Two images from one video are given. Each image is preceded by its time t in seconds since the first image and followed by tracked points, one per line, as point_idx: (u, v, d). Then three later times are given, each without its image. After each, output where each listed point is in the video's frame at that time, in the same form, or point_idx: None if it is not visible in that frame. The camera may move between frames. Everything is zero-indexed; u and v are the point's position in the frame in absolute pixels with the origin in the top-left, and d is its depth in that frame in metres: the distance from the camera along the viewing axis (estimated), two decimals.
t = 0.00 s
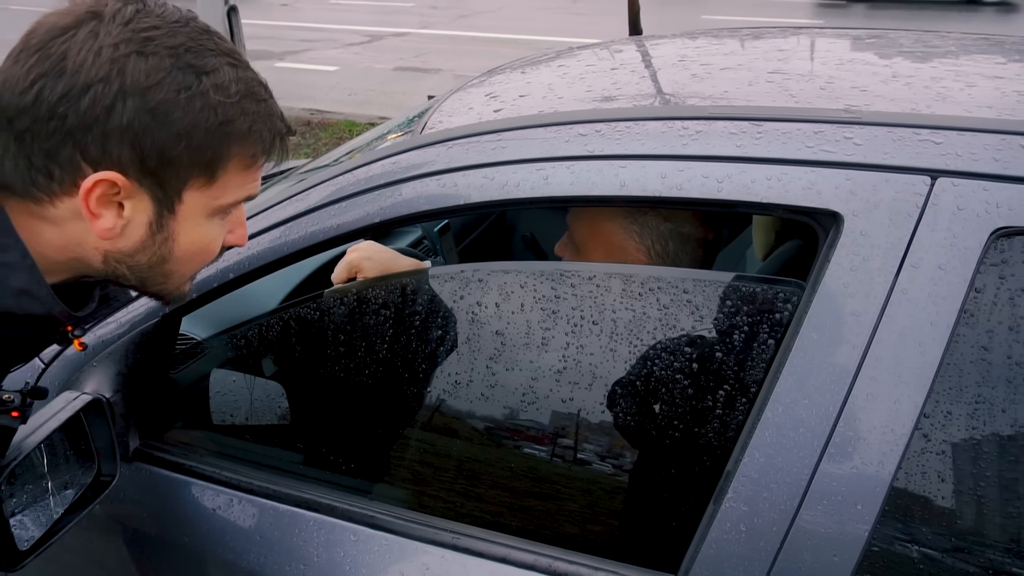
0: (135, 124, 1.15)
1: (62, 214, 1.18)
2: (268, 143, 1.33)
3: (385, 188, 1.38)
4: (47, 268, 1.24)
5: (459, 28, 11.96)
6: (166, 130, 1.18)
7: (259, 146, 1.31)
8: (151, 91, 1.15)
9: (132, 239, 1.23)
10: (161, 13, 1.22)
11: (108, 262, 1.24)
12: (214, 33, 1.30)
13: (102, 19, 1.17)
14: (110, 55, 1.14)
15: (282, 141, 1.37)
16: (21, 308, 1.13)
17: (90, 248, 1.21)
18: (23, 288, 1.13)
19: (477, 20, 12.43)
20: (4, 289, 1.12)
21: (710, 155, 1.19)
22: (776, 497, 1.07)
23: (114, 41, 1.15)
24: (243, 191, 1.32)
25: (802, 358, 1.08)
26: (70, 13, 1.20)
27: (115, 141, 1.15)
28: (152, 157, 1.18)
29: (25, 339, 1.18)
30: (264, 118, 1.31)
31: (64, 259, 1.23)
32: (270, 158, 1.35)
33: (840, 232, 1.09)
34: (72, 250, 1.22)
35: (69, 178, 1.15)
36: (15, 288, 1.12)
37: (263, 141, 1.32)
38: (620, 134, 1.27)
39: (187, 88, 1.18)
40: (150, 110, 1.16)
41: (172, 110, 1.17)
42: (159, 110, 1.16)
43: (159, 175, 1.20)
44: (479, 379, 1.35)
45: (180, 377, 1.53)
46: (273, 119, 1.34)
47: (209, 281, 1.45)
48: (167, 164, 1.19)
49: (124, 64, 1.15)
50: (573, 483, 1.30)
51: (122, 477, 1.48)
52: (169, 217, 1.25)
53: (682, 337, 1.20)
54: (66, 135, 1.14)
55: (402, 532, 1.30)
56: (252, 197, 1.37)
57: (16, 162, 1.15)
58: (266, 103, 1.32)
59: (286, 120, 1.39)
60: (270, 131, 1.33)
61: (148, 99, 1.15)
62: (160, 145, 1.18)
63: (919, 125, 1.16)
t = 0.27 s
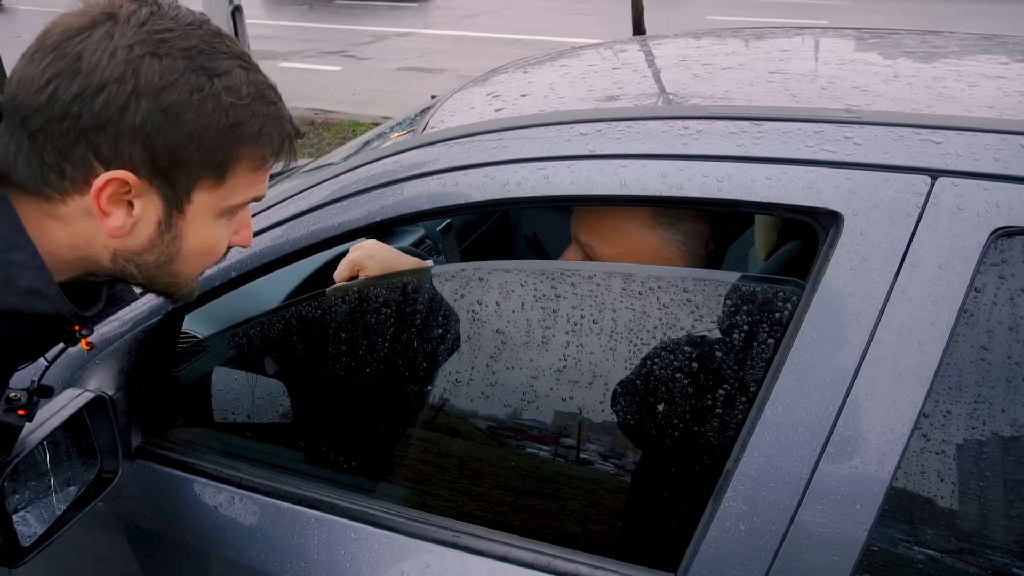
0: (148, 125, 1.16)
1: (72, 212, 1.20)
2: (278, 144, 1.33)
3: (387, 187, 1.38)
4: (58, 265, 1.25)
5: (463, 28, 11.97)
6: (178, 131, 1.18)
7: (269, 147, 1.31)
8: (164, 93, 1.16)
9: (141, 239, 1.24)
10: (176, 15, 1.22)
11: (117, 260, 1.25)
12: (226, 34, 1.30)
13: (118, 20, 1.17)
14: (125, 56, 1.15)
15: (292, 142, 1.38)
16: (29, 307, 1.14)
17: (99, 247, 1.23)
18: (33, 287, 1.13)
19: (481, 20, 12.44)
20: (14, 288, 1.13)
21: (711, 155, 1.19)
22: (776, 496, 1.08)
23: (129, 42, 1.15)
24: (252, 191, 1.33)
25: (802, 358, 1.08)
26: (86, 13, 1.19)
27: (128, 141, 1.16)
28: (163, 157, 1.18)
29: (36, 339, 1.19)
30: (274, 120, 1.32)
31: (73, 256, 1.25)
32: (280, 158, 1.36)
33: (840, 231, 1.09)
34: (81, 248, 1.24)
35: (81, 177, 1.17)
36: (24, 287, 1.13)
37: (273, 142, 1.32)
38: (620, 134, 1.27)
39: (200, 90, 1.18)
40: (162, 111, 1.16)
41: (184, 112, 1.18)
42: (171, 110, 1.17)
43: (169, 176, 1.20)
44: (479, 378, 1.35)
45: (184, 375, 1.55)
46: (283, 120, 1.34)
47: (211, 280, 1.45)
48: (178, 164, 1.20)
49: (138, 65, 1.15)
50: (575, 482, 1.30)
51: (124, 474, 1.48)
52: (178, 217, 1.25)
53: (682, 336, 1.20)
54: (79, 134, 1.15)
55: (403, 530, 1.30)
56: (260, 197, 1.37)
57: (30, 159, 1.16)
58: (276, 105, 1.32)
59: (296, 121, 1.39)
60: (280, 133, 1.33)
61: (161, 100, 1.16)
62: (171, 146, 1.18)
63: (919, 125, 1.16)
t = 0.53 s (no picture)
0: (190, 120, 1.19)
1: (91, 203, 1.18)
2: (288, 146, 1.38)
3: (386, 188, 1.39)
4: (67, 260, 1.22)
5: (464, 29, 11.98)
6: (216, 127, 1.22)
7: (281, 149, 1.36)
8: (207, 90, 1.20)
9: (160, 229, 1.23)
10: (204, 19, 1.26)
11: (130, 252, 1.24)
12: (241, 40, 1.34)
13: (157, 19, 1.19)
14: (172, 53, 1.18)
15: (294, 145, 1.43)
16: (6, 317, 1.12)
17: (116, 237, 1.22)
18: (11, 298, 1.12)
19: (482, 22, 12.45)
20: None
21: (708, 156, 1.19)
22: (772, 497, 1.08)
23: (174, 41, 1.19)
24: (257, 188, 1.35)
25: (799, 358, 1.08)
26: (118, 10, 1.20)
27: (168, 135, 1.18)
28: (199, 151, 1.21)
29: (17, 348, 1.18)
30: (287, 123, 1.37)
31: (81, 248, 1.21)
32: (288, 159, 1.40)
33: (836, 232, 1.10)
34: (94, 240, 1.21)
35: (117, 168, 1.16)
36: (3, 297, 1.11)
37: (285, 144, 1.37)
38: (618, 135, 1.28)
39: (235, 90, 1.23)
40: (204, 107, 1.20)
41: (221, 109, 1.22)
42: (212, 107, 1.21)
43: (199, 168, 1.23)
44: (477, 378, 1.36)
45: (183, 375, 1.55)
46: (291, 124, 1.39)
47: (210, 280, 1.46)
48: (210, 158, 1.23)
49: (185, 62, 1.18)
50: (575, 482, 1.30)
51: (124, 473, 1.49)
52: (197, 208, 1.26)
53: (680, 337, 1.20)
54: (120, 125, 1.15)
55: (401, 529, 1.31)
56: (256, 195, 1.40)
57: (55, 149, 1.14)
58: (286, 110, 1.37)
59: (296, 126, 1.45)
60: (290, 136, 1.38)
61: (204, 96, 1.20)
62: (206, 142, 1.21)
63: (916, 126, 1.16)
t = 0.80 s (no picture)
0: (156, 89, 1.17)
1: (71, 186, 1.18)
2: (272, 121, 1.35)
3: (383, 187, 1.39)
4: (58, 250, 1.23)
5: (464, 30, 11.99)
6: (183, 96, 1.19)
7: (264, 123, 1.33)
8: (170, 57, 1.18)
9: (140, 211, 1.22)
10: None
11: (115, 237, 1.23)
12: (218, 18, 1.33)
13: None
14: (132, 24, 1.17)
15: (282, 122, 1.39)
16: None
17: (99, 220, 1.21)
18: (6, 284, 1.12)
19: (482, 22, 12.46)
20: None
21: (704, 155, 1.19)
22: (768, 497, 1.08)
23: (135, 13, 1.18)
24: (243, 164, 1.32)
25: (795, 358, 1.08)
26: None
27: (133, 105, 1.16)
28: (169, 122, 1.18)
29: (12, 335, 1.19)
30: (269, 98, 1.34)
31: (69, 236, 1.22)
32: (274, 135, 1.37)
33: (832, 232, 1.10)
34: (80, 226, 1.21)
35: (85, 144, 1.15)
36: None
37: (268, 117, 1.33)
38: (615, 135, 1.28)
39: (202, 58, 1.21)
40: (168, 76, 1.18)
41: (187, 77, 1.19)
42: (176, 76, 1.18)
43: (172, 142, 1.20)
44: (474, 378, 1.36)
45: (182, 374, 1.55)
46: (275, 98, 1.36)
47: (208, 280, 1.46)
48: (182, 130, 1.20)
49: (145, 32, 1.17)
50: (573, 483, 1.30)
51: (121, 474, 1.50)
52: (178, 185, 1.24)
53: (676, 336, 1.21)
54: (84, 99, 1.14)
55: (397, 529, 1.31)
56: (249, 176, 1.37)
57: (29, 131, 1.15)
58: (269, 85, 1.35)
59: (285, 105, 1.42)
60: (274, 111, 1.35)
61: (167, 65, 1.17)
62: (175, 112, 1.19)
63: (912, 126, 1.16)
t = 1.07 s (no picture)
0: (150, 86, 1.17)
1: (70, 183, 1.18)
2: (269, 117, 1.34)
3: (380, 189, 1.39)
4: (58, 247, 1.24)
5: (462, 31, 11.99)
6: (178, 92, 1.19)
7: (260, 119, 1.32)
8: (164, 54, 1.17)
9: (139, 207, 1.21)
10: None
11: (115, 233, 1.23)
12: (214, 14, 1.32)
13: None
14: (126, 21, 1.17)
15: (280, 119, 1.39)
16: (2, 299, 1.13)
17: (97, 217, 1.21)
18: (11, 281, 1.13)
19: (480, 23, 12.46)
20: None
21: (701, 157, 1.19)
22: (765, 498, 1.08)
23: (129, 10, 1.18)
24: (241, 160, 1.31)
25: (792, 360, 1.08)
26: None
27: (129, 101, 1.16)
28: (165, 118, 1.18)
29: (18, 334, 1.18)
30: (265, 94, 1.33)
31: (69, 233, 1.22)
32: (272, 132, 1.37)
33: (828, 233, 1.10)
34: (79, 223, 1.22)
35: (82, 141, 1.15)
36: None
37: (264, 113, 1.33)
38: (612, 137, 1.28)
39: (197, 54, 1.20)
40: (163, 72, 1.17)
41: (182, 73, 1.19)
42: (171, 72, 1.18)
43: (169, 138, 1.20)
44: (471, 380, 1.36)
45: (179, 377, 1.56)
46: (272, 95, 1.36)
47: (205, 281, 1.45)
48: (178, 126, 1.20)
49: (140, 29, 1.17)
50: (571, 484, 1.30)
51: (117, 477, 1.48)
52: (176, 181, 1.24)
53: (672, 337, 1.21)
54: (80, 96, 1.14)
55: (395, 531, 1.30)
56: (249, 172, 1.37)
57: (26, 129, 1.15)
58: (265, 81, 1.34)
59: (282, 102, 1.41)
60: (270, 106, 1.35)
61: (162, 61, 1.17)
62: (171, 107, 1.18)
63: (908, 127, 1.16)
